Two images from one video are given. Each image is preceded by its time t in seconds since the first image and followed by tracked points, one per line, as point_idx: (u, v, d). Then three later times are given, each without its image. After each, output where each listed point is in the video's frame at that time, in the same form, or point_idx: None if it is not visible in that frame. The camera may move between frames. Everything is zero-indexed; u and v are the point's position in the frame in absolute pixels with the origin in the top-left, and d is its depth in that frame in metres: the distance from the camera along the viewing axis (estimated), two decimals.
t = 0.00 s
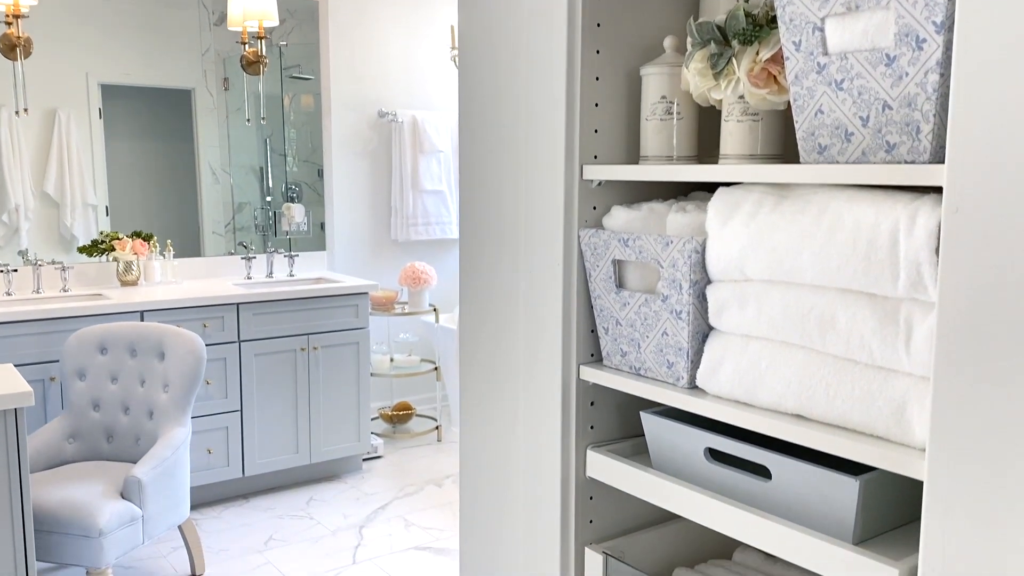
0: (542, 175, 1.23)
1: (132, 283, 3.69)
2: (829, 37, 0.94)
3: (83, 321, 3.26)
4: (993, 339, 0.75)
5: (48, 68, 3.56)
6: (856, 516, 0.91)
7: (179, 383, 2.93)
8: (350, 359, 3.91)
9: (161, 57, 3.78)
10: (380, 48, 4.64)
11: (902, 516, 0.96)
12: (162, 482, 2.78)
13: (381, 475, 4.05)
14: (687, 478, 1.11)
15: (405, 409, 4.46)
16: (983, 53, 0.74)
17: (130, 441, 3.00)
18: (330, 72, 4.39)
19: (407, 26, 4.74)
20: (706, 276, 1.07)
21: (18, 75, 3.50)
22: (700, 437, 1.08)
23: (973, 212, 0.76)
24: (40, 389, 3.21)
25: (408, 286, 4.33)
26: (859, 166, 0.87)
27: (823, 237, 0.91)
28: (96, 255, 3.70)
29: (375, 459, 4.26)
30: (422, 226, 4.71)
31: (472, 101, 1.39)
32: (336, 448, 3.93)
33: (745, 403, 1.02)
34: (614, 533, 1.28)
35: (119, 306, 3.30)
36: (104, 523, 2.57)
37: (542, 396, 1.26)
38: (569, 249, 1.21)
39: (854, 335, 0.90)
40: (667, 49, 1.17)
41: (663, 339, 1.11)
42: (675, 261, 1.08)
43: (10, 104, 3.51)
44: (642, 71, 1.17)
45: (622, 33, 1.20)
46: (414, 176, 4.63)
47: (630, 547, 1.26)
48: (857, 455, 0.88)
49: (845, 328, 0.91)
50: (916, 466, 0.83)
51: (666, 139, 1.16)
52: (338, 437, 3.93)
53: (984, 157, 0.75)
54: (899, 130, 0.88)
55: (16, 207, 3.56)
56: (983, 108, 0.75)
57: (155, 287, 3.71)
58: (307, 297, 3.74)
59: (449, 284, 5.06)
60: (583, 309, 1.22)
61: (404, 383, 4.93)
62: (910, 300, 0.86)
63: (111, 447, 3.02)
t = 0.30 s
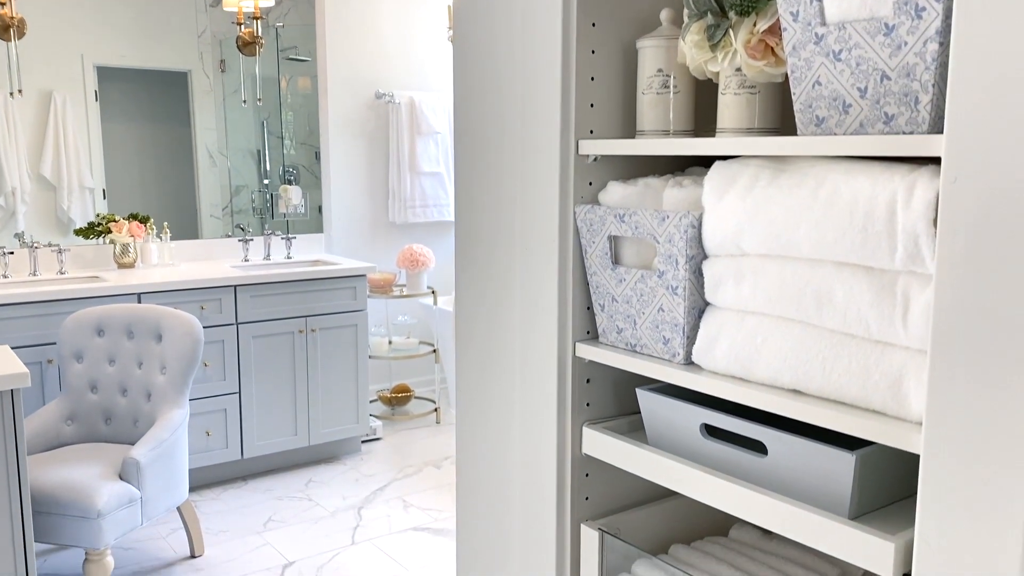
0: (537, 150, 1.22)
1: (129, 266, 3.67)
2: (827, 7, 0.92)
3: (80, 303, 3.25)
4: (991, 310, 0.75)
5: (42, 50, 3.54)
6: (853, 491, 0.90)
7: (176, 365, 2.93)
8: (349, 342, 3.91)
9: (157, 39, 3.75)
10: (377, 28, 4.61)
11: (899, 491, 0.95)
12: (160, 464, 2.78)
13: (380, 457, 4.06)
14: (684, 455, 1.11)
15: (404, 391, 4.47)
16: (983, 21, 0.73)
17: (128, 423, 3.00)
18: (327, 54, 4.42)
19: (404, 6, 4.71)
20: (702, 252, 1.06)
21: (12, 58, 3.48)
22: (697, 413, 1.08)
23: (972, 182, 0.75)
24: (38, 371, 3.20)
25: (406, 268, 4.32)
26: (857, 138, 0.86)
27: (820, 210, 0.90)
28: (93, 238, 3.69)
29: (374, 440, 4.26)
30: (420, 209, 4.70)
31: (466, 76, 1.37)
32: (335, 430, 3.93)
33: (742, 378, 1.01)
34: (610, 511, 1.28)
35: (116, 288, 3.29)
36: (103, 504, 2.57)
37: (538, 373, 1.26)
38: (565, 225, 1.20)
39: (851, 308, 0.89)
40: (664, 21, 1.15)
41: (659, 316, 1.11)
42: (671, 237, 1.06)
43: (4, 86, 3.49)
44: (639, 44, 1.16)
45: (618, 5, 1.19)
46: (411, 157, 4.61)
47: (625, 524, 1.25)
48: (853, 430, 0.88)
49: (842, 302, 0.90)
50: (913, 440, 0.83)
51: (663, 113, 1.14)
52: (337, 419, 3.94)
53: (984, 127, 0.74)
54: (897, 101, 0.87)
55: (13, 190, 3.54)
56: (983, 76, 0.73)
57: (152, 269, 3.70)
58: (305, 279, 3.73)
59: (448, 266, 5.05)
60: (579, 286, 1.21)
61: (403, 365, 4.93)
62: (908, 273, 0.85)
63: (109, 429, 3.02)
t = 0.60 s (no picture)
0: (533, 126, 1.21)
1: (127, 248, 3.66)
2: None
3: (78, 285, 3.24)
4: (991, 283, 0.74)
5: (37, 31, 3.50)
6: (850, 466, 0.90)
7: (174, 346, 2.93)
8: (347, 323, 3.91)
9: (153, 20, 3.72)
10: (374, 8, 4.57)
11: (897, 466, 0.95)
12: (159, 445, 2.79)
13: (379, 438, 4.06)
14: (681, 431, 1.11)
15: (403, 372, 4.47)
16: None
17: (127, 404, 3.00)
18: (323, 33, 4.33)
19: None
20: (700, 227, 1.05)
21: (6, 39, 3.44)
22: (694, 389, 1.07)
23: (972, 153, 0.74)
24: (36, 353, 3.20)
25: (405, 250, 4.30)
26: (856, 109, 0.85)
27: (818, 183, 0.89)
28: (90, 219, 3.67)
29: (373, 422, 4.27)
30: (418, 189, 4.68)
31: (463, 51, 1.36)
32: (334, 411, 3.94)
33: (739, 354, 1.01)
34: (607, 488, 1.28)
35: (113, 269, 3.28)
36: (102, 485, 2.57)
37: (535, 350, 1.25)
38: (562, 201, 1.19)
39: (849, 282, 0.88)
40: None
41: (656, 292, 1.10)
42: (668, 213, 1.06)
43: None
44: (636, 18, 1.15)
45: None
46: (409, 138, 4.59)
47: (623, 500, 1.25)
48: (852, 405, 0.87)
49: (841, 276, 0.89)
50: (911, 414, 0.82)
51: (660, 87, 1.13)
52: (336, 400, 3.94)
53: (984, 95, 0.73)
54: (897, 72, 0.85)
55: (9, 172, 3.52)
56: (983, 45, 0.72)
57: (150, 250, 3.69)
58: (303, 261, 3.72)
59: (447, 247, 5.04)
60: (576, 263, 1.20)
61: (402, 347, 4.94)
62: (906, 246, 0.84)
63: (108, 410, 3.02)
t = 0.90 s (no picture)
0: (531, 99, 1.19)
1: (124, 227, 3.65)
2: None
3: (75, 264, 3.23)
4: (991, 253, 0.73)
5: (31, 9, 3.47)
6: (849, 439, 0.90)
7: (173, 325, 2.92)
8: (346, 302, 3.90)
9: None
10: None
11: (895, 439, 0.95)
12: (158, 423, 2.79)
13: (379, 417, 4.07)
14: (679, 406, 1.10)
15: (402, 352, 4.47)
16: None
17: (126, 383, 3.00)
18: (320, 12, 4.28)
19: None
20: (699, 201, 1.04)
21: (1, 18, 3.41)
22: (692, 363, 1.07)
23: (974, 121, 0.73)
24: (34, 333, 3.19)
25: (403, 230, 4.28)
26: (856, 78, 0.84)
27: (817, 154, 0.88)
28: (86, 199, 3.66)
29: (371, 401, 4.28)
30: (416, 168, 4.66)
31: (461, 23, 1.34)
32: (334, 390, 3.94)
33: (737, 328, 1.00)
34: (605, 463, 1.28)
35: (111, 249, 3.27)
36: (102, 463, 2.57)
37: (533, 325, 1.24)
38: (560, 175, 1.18)
39: (848, 254, 0.88)
40: None
41: (655, 266, 1.09)
42: (666, 185, 1.05)
43: None
44: None
45: None
46: (407, 117, 4.56)
47: (620, 475, 1.25)
48: (851, 378, 0.87)
49: (840, 248, 0.89)
50: (910, 386, 0.82)
51: (659, 58, 1.12)
52: (336, 379, 3.94)
53: (987, 62, 0.71)
54: (898, 41, 0.84)
55: (5, 152, 3.50)
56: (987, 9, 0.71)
57: (148, 230, 3.67)
58: (302, 240, 3.71)
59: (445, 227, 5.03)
60: (574, 238, 1.20)
61: (401, 327, 4.94)
62: (906, 217, 0.83)
63: (106, 390, 3.02)
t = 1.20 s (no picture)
0: (530, 69, 1.18)
1: (122, 205, 3.63)
2: None
3: (73, 242, 3.22)
4: (993, 221, 0.72)
5: None
6: (849, 410, 0.89)
7: (171, 302, 2.91)
8: (345, 280, 3.89)
9: None
10: None
11: (896, 410, 0.94)
12: (158, 400, 2.79)
13: (378, 394, 4.08)
14: (678, 378, 1.10)
15: (402, 330, 4.47)
16: None
17: (125, 360, 3.00)
18: None
19: None
20: (699, 170, 1.03)
21: None
22: (691, 335, 1.06)
23: (977, 87, 0.72)
24: (33, 310, 3.19)
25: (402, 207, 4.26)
26: (858, 44, 0.83)
27: (819, 121, 0.87)
28: (84, 176, 3.64)
29: (371, 378, 4.28)
30: (415, 145, 4.63)
31: None
32: (333, 367, 3.95)
33: (737, 298, 0.99)
34: (604, 436, 1.27)
35: (109, 226, 3.25)
36: (101, 440, 2.58)
37: (531, 298, 1.24)
38: (559, 146, 1.16)
39: (849, 222, 0.87)
40: None
41: (654, 238, 1.08)
42: (666, 155, 1.04)
43: None
44: None
45: None
46: (405, 93, 4.52)
47: (619, 448, 1.25)
48: (851, 348, 0.86)
49: (840, 217, 0.88)
50: (910, 355, 0.81)
51: (659, 27, 1.11)
52: (335, 357, 3.94)
53: (991, 26, 0.70)
54: (901, 6, 0.83)
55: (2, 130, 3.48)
56: None
57: (146, 207, 3.66)
58: (300, 218, 3.69)
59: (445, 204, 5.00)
60: (573, 210, 1.18)
61: (400, 304, 4.93)
62: (908, 185, 0.83)
63: (106, 367, 3.02)
